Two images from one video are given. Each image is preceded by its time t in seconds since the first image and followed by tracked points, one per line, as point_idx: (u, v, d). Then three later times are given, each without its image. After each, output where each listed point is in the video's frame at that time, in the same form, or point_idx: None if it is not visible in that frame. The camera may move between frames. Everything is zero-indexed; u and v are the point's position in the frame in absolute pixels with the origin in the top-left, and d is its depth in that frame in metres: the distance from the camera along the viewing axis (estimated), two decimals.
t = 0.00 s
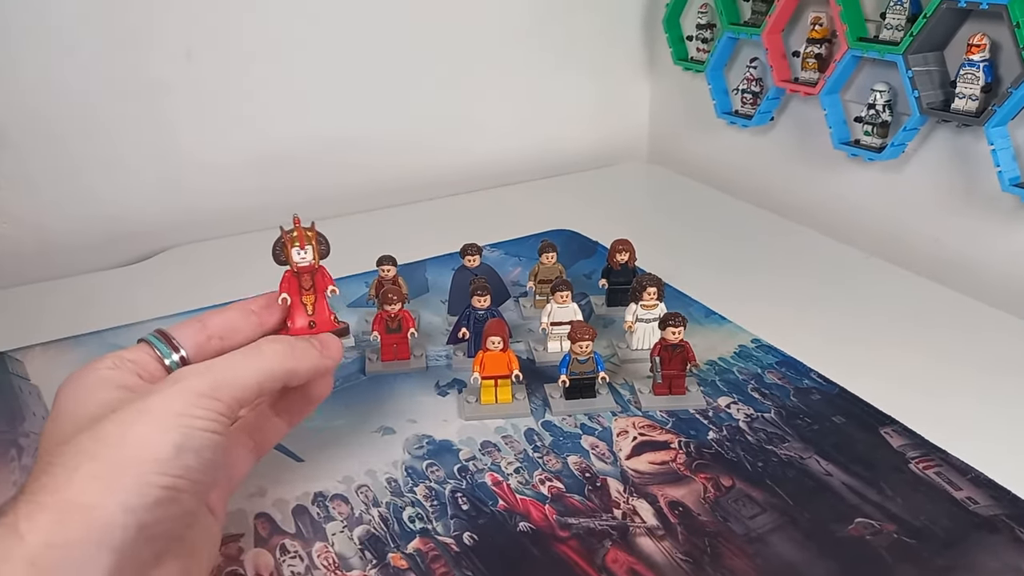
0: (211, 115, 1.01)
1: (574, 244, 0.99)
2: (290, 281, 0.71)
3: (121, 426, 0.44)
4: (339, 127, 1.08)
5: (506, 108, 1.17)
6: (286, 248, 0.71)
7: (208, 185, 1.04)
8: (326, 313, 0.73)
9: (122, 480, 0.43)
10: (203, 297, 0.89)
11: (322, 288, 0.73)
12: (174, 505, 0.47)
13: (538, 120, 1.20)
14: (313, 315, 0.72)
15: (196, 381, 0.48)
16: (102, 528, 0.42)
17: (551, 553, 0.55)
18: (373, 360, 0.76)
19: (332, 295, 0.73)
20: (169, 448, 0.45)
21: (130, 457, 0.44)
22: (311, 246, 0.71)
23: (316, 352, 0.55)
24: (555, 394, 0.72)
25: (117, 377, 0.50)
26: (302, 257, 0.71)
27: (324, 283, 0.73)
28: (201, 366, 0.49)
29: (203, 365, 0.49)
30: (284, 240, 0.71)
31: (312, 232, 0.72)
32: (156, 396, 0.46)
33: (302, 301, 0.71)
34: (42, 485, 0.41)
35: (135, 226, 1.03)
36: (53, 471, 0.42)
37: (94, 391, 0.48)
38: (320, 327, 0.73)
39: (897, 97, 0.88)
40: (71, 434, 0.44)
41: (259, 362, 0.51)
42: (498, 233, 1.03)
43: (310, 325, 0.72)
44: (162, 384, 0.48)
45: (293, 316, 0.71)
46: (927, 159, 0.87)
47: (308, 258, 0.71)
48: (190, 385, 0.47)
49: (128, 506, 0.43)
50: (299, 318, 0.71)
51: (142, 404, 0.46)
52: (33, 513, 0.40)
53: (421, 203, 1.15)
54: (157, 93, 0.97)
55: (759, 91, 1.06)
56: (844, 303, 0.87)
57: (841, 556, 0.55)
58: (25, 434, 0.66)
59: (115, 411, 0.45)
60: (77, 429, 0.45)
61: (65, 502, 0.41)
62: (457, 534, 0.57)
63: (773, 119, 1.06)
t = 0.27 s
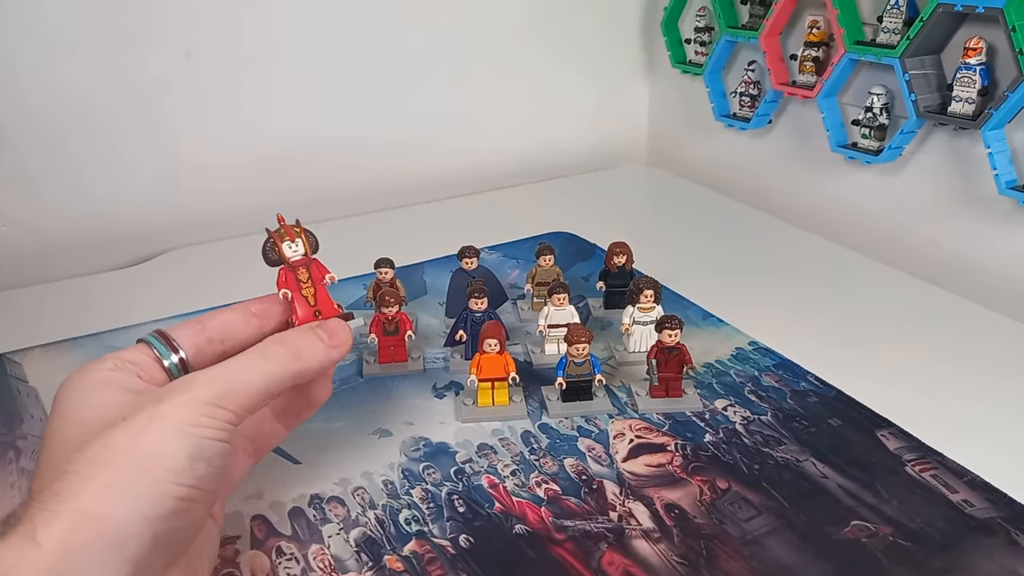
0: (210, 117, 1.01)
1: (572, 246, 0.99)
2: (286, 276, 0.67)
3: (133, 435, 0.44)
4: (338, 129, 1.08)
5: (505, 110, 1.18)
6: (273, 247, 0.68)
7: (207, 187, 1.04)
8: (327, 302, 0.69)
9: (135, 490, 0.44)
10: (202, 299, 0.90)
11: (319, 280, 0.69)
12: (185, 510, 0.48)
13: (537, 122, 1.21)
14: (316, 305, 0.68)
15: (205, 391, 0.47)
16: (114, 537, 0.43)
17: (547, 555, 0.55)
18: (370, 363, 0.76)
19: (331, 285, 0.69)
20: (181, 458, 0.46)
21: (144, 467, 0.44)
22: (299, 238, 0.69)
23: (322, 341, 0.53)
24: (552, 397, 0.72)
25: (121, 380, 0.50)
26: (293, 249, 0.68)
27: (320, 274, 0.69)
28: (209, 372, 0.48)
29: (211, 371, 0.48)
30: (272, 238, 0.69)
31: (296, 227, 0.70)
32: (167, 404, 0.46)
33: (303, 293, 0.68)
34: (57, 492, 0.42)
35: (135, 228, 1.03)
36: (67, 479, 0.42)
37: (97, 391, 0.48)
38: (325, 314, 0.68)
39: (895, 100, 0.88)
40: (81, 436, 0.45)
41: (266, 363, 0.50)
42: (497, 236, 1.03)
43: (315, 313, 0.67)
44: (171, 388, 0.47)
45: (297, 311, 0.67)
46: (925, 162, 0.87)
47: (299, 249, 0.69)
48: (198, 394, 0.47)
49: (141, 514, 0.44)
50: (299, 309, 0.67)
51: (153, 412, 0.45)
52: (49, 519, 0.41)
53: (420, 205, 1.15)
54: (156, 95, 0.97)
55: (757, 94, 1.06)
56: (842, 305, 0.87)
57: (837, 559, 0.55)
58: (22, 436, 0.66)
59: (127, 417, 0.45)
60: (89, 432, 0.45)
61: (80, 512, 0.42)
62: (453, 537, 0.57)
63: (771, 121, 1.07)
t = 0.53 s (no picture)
0: (212, 114, 1.01)
1: (574, 243, 0.99)
2: (290, 271, 0.67)
3: (143, 434, 0.44)
4: (340, 126, 1.08)
5: (507, 108, 1.17)
6: (277, 241, 0.68)
7: (209, 183, 1.04)
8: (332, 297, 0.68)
9: (146, 489, 0.43)
10: (204, 295, 0.89)
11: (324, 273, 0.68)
12: (196, 510, 0.47)
13: (540, 119, 1.20)
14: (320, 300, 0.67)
15: (213, 390, 0.46)
16: (126, 536, 0.43)
17: (551, 551, 0.55)
18: (372, 358, 0.76)
19: (335, 278, 0.69)
20: (191, 458, 0.45)
21: (155, 466, 0.44)
22: (302, 232, 0.68)
23: (328, 338, 0.52)
24: (555, 393, 0.72)
25: (124, 377, 0.49)
26: (296, 244, 0.68)
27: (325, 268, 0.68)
28: (217, 370, 0.48)
29: (219, 370, 0.48)
30: (276, 232, 0.68)
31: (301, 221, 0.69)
32: (177, 403, 0.45)
33: (307, 289, 0.67)
34: (66, 491, 0.42)
35: (136, 224, 1.03)
36: (77, 478, 0.42)
37: (99, 389, 0.48)
38: (331, 309, 0.68)
39: (899, 96, 0.88)
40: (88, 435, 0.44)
41: (273, 362, 0.49)
42: (499, 232, 1.03)
43: (320, 308, 0.67)
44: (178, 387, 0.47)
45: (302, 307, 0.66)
46: (929, 158, 0.87)
47: (303, 244, 0.68)
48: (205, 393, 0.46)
49: (151, 514, 0.44)
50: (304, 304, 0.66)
51: (161, 411, 0.45)
52: (60, 519, 0.41)
53: (422, 202, 1.15)
54: (157, 91, 0.97)
55: (761, 90, 1.05)
56: (845, 302, 0.87)
57: (842, 555, 0.55)
58: (25, 431, 0.66)
59: (137, 416, 0.45)
60: (98, 431, 0.45)
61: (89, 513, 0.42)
62: (456, 532, 0.57)
63: (775, 118, 1.06)
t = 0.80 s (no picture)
0: (213, 115, 1.01)
1: (575, 244, 0.99)
2: (280, 275, 0.66)
3: (134, 439, 0.44)
4: (340, 127, 1.08)
5: (508, 109, 1.18)
6: (262, 246, 0.66)
7: (210, 185, 1.04)
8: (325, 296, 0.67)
9: (136, 495, 0.44)
10: (205, 297, 0.90)
11: (315, 273, 0.67)
12: (183, 516, 0.47)
13: (540, 121, 1.21)
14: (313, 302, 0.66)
15: (207, 397, 0.46)
16: (113, 541, 0.43)
17: (550, 553, 0.55)
18: (373, 360, 0.76)
19: (326, 278, 0.67)
20: (181, 464, 0.45)
21: (145, 471, 0.44)
22: (288, 235, 0.66)
23: (318, 347, 0.52)
24: (555, 394, 0.72)
25: (123, 384, 0.49)
26: (282, 248, 0.66)
27: (315, 268, 0.67)
28: (210, 378, 0.48)
29: (212, 378, 0.48)
30: (261, 238, 0.66)
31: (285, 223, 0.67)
32: (170, 409, 0.46)
33: (299, 292, 0.66)
34: (56, 496, 0.42)
35: (137, 226, 1.03)
36: (67, 483, 0.42)
37: (96, 393, 0.48)
38: (325, 309, 0.67)
39: (900, 98, 0.88)
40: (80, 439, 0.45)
41: (264, 372, 0.49)
42: (499, 234, 1.03)
43: (314, 310, 0.66)
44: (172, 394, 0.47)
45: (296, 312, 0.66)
46: (929, 160, 0.87)
47: (288, 247, 0.66)
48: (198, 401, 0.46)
49: (139, 520, 0.44)
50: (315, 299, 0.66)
51: (154, 416, 0.45)
52: (46, 524, 0.41)
53: (422, 204, 1.15)
54: (158, 92, 0.97)
55: (761, 92, 1.06)
56: (845, 304, 0.87)
57: (841, 557, 0.55)
58: (25, 433, 0.66)
59: (128, 421, 0.45)
60: (91, 435, 0.45)
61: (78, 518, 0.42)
62: (456, 534, 0.57)
63: (775, 120, 1.06)
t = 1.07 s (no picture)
0: (212, 114, 1.01)
1: (575, 244, 0.99)
2: (278, 276, 0.65)
3: (134, 438, 0.44)
4: (340, 127, 1.08)
5: (508, 108, 1.17)
6: (261, 247, 0.65)
7: (209, 184, 1.04)
8: (324, 296, 0.66)
9: (133, 494, 0.43)
10: (205, 296, 0.90)
11: (312, 273, 0.66)
12: (182, 517, 0.47)
13: (541, 120, 1.20)
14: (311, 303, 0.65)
15: (208, 397, 0.47)
16: (110, 542, 0.43)
17: (550, 552, 0.55)
18: (373, 359, 0.76)
19: (325, 278, 0.66)
20: (182, 463, 0.45)
21: (144, 471, 0.44)
22: (285, 236, 0.65)
23: (314, 351, 0.52)
24: (555, 393, 0.72)
25: (125, 383, 0.49)
26: (279, 248, 0.65)
27: (313, 269, 0.66)
28: (211, 379, 0.48)
29: (214, 378, 0.48)
30: (260, 240, 0.66)
31: (283, 223, 0.66)
32: (171, 408, 0.46)
33: (296, 294, 0.65)
34: (54, 493, 0.42)
35: (137, 224, 1.03)
36: (64, 480, 0.42)
37: (96, 393, 0.48)
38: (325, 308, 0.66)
39: (901, 97, 0.88)
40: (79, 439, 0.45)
41: (264, 375, 0.50)
42: (499, 233, 1.03)
43: (310, 312, 0.65)
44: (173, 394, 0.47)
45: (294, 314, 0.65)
46: (930, 160, 0.87)
47: (285, 248, 0.65)
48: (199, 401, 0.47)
49: (137, 521, 0.44)
50: (318, 301, 0.65)
51: (155, 416, 0.45)
52: (44, 523, 0.41)
53: (422, 203, 1.15)
54: (158, 92, 0.97)
55: (762, 91, 1.05)
56: (845, 304, 0.87)
57: (841, 557, 0.55)
58: (25, 430, 0.66)
59: (128, 420, 0.45)
60: (90, 434, 0.45)
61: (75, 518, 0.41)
62: (455, 532, 0.57)
63: (776, 119, 1.06)
